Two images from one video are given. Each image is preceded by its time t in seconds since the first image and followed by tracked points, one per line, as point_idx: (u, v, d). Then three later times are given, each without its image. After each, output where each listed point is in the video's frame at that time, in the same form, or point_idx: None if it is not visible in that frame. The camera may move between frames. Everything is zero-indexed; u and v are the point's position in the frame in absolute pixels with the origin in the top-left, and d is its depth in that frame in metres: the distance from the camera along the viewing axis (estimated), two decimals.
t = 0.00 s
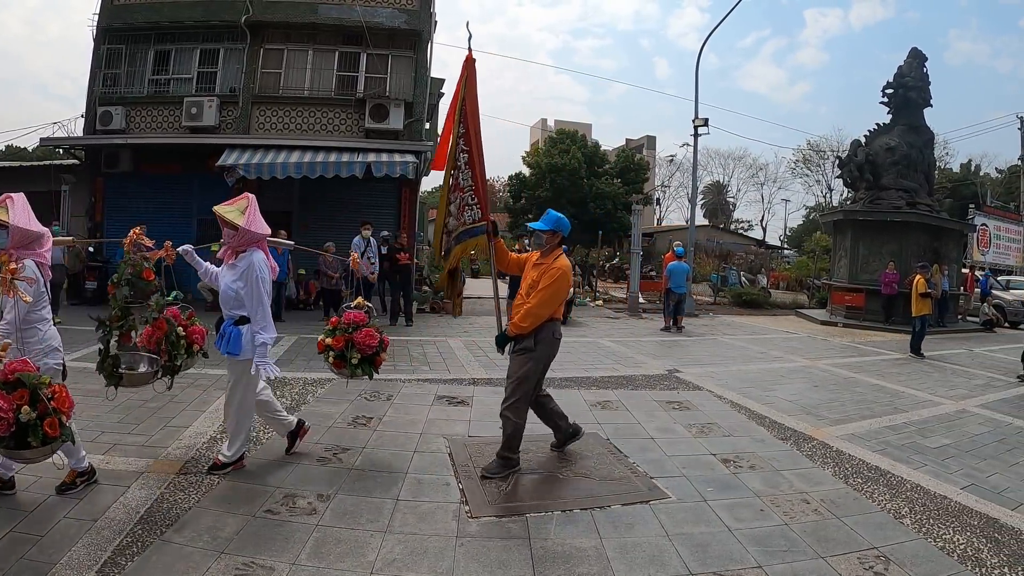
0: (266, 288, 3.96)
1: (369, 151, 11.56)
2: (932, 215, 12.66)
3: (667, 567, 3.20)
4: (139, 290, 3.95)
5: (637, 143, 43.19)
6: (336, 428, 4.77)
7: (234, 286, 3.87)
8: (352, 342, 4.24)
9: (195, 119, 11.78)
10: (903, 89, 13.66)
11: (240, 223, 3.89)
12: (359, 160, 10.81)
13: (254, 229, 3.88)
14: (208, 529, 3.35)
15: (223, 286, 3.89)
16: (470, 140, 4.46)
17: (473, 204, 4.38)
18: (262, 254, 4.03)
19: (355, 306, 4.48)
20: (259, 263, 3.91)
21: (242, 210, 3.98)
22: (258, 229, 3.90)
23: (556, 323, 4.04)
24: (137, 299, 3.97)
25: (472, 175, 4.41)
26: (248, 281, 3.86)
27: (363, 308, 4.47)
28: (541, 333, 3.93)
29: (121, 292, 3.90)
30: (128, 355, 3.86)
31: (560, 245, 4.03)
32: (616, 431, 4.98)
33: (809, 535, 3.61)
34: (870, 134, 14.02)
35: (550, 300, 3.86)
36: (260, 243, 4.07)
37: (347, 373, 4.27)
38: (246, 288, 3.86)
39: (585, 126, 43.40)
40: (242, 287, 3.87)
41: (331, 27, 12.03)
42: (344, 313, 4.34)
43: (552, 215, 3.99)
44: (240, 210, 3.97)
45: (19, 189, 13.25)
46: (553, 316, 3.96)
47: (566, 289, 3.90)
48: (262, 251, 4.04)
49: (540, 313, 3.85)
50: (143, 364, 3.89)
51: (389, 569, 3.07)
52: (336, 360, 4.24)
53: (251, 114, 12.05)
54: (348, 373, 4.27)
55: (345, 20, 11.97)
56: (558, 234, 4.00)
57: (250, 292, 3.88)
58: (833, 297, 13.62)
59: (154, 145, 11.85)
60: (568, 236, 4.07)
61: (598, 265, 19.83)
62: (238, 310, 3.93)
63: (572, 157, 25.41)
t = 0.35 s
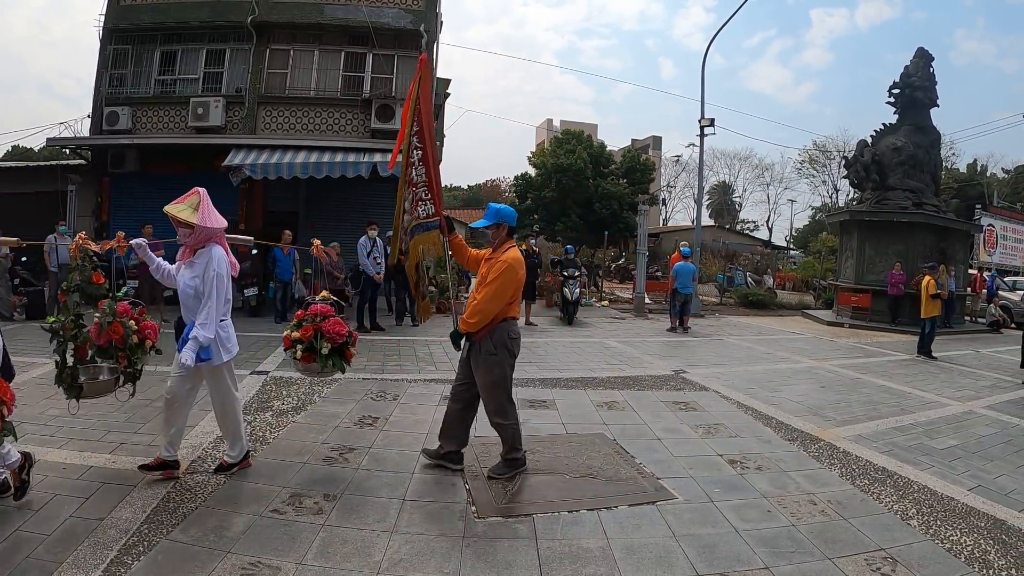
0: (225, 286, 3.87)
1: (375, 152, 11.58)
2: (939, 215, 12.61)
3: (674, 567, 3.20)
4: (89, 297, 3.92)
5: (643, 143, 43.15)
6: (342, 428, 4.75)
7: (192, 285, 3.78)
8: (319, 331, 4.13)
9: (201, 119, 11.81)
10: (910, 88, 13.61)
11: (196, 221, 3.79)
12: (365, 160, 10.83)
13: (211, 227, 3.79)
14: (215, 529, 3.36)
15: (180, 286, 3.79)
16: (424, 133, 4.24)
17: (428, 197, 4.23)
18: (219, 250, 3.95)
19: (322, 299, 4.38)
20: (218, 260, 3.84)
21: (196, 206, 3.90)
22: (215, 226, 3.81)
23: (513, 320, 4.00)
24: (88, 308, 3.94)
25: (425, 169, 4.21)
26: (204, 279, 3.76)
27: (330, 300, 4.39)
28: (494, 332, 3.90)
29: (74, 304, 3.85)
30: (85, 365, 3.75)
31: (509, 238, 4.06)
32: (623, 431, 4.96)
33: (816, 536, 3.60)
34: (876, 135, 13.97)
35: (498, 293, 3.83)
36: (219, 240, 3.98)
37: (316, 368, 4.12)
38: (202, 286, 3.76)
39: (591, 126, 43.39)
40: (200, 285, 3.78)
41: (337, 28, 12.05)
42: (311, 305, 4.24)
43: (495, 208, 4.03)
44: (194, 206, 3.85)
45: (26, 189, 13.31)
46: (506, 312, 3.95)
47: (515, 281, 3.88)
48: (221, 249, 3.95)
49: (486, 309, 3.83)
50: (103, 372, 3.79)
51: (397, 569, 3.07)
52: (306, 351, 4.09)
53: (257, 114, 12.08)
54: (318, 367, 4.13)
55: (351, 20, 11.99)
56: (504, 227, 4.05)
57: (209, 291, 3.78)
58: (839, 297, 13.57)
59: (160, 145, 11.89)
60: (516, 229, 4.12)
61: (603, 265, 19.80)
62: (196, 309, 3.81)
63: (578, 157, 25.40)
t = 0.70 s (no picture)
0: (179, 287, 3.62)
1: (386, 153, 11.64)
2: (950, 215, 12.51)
3: (685, 569, 3.18)
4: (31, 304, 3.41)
5: (652, 143, 43.06)
6: (352, 429, 4.73)
7: (142, 285, 3.52)
8: (276, 348, 3.86)
9: (212, 120, 11.86)
10: (920, 88, 13.52)
11: (144, 216, 3.50)
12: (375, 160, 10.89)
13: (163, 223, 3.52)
14: (224, 529, 3.36)
15: (130, 287, 3.53)
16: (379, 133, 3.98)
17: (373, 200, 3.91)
18: (172, 249, 3.67)
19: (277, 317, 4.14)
20: (170, 258, 3.57)
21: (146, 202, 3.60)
22: (167, 221, 3.54)
23: (447, 323, 3.83)
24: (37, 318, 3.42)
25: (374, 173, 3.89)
26: (158, 280, 3.50)
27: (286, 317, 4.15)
28: (426, 335, 3.74)
29: (22, 314, 3.33)
30: (41, 380, 3.30)
31: (441, 239, 3.89)
32: (634, 433, 4.91)
33: (827, 538, 3.57)
34: (886, 135, 13.88)
35: (429, 297, 3.63)
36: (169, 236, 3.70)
37: (270, 387, 3.82)
38: (156, 287, 3.51)
39: (600, 127, 43.42)
40: (151, 286, 3.51)
41: (346, 28, 12.08)
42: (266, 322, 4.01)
43: (427, 208, 3.84)
44: (145, 203, 3.59)
45: (38, 189, 13.41)
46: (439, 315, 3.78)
47: (448, 284, 3.69)
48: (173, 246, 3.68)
49: (419, 314, 3.64)
50: (59, 387, 3.35)
51: (406, 570, 3.06)
52: (260, 369, 3.82)
53: (267, 115, 12.12)
54: (274, 387, 3.82)
55: (360, 21, 12.01)
56: (436, 227, 3.86)
57: (160, 292, 3.51)
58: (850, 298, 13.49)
59: (170, 146, 11.94)
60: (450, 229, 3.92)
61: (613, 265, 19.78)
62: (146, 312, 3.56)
63: (587, 157, 25.40)
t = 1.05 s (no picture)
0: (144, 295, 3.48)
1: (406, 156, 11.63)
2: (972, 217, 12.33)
3: (705, 573, 3.15)
4: (3, 293, 3.42)
5: (670, 146, 42.91)
6: (371, 431, 4.69)
7: (104, 296, 3.37)
8: (234, 352, 3.77)
9: (232, 123, 11.89)
10: (941, 88, 13.34)
11: (104, 220, 3.33)
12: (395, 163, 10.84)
13: (125, 228, 3.37)
14: (244, 529, 3.38)
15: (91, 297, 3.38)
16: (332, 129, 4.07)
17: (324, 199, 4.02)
18: (135, 255, 3.50)
19: (241, 316, 4.04)
20: (131, 266, 3.40)
21: (106, 204, 3.43)
22: (129, 226, 3.39)
23: (394, 325, 3.78)
24: None
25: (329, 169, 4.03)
26: (120, 290, 3.35)
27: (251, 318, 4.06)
28: (368, 337, 3.68)
29: None
30: None
31: (388, 241, 3.88)
32: (653, 435, 4.86)
33: (848, 543, 3.53)
34: (907, 135, 13.72)
35: (373, 299, 3.61)
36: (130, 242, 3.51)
37: (223, 391, 3.74)
38: (119, 298, 3.36)
39: (618, 128, 43.39)
40: (112, 297, 3.36)
41: (365, 31, 12.14)
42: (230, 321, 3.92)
43: (373, 211, 3.85)
44: (105, 205, 3.43)
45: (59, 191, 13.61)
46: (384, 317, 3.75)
47: (392, 286, 3.67)
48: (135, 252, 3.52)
49: (363, 315, 3.61)
50: (11, 375, 3.22)
51: (426, 571, 3.06)
52: (214, 372, 3.74)
53: (286, 117, 12.22)
54: (227, 391, 3.74)
55: (378, 24, 12.07)
56: (381, 229, 3.87)
57: (122, 302, 3.36)
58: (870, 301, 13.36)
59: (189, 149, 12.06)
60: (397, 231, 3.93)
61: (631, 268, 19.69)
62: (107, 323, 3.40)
63: (606, 159, 25.37)
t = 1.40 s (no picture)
0: (109, 296, 3.27)
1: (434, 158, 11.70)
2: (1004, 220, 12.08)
3: None
4: None
5: (698, 147, 42.62)
6: (399, 430, 4.67)
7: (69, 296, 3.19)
8: (210, 352, 3.68)
9: (260, 126, 12.08)
10: (971, 87, 13.09)
11: (67, 214, 3.17)
12: (424, 165, 10.92)
13: (89, 224, 3.19)
14: (271, 527, 3.40)
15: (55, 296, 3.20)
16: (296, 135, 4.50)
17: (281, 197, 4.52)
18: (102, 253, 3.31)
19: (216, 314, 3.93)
20: (96, 264, 3.21)
21: (71, 198, 3.27)
22: (93, 222, 3.21)
23: (340, 316, 3.83)
24: None
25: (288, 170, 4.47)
26: (81, 290, 3.16)
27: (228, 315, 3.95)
28: (315, 329, 3.75)
29: None
30: None
31: (336, 232, 3.95)
32: (681, 439, 4.81)
33: (876, 551, 3.47)
34: (936, 136, 13.48)
35: (313, 289, 3.65)
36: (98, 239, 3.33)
37: (202, 392, 3.68)
38: (80, 298, 3.17)
39: (645, 130, 43.34)
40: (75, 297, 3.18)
41: (392, 34, 12.24)
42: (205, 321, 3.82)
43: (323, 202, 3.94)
44: (70, 199, 3.27)
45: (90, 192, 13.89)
46: (328, 309, 3.78)
47: (332, 273, 3.70)
48: (104, 249, 3.33)
49: (302, 304, 3.66)
50: None
51: (452, 573, 3.07)
52: (190, 374, 3.65)
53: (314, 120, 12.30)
54: (205, 393, 3.69)
55: (405, 26, 12.15)
56: (330, 221, 3.93)
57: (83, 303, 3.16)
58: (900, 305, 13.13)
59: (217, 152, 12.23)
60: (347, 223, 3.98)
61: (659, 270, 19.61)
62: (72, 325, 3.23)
63: (634, 161, 25.32)
